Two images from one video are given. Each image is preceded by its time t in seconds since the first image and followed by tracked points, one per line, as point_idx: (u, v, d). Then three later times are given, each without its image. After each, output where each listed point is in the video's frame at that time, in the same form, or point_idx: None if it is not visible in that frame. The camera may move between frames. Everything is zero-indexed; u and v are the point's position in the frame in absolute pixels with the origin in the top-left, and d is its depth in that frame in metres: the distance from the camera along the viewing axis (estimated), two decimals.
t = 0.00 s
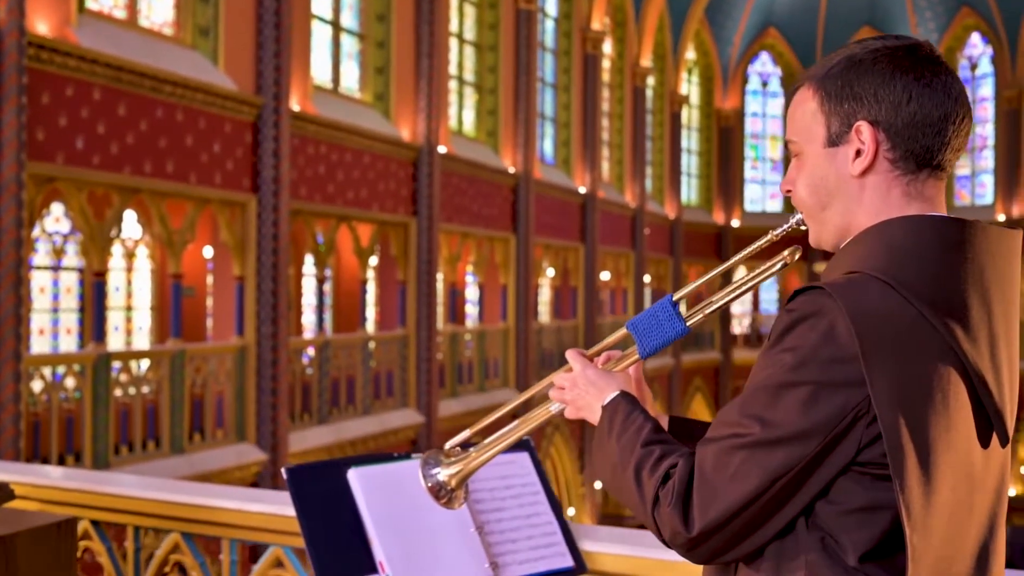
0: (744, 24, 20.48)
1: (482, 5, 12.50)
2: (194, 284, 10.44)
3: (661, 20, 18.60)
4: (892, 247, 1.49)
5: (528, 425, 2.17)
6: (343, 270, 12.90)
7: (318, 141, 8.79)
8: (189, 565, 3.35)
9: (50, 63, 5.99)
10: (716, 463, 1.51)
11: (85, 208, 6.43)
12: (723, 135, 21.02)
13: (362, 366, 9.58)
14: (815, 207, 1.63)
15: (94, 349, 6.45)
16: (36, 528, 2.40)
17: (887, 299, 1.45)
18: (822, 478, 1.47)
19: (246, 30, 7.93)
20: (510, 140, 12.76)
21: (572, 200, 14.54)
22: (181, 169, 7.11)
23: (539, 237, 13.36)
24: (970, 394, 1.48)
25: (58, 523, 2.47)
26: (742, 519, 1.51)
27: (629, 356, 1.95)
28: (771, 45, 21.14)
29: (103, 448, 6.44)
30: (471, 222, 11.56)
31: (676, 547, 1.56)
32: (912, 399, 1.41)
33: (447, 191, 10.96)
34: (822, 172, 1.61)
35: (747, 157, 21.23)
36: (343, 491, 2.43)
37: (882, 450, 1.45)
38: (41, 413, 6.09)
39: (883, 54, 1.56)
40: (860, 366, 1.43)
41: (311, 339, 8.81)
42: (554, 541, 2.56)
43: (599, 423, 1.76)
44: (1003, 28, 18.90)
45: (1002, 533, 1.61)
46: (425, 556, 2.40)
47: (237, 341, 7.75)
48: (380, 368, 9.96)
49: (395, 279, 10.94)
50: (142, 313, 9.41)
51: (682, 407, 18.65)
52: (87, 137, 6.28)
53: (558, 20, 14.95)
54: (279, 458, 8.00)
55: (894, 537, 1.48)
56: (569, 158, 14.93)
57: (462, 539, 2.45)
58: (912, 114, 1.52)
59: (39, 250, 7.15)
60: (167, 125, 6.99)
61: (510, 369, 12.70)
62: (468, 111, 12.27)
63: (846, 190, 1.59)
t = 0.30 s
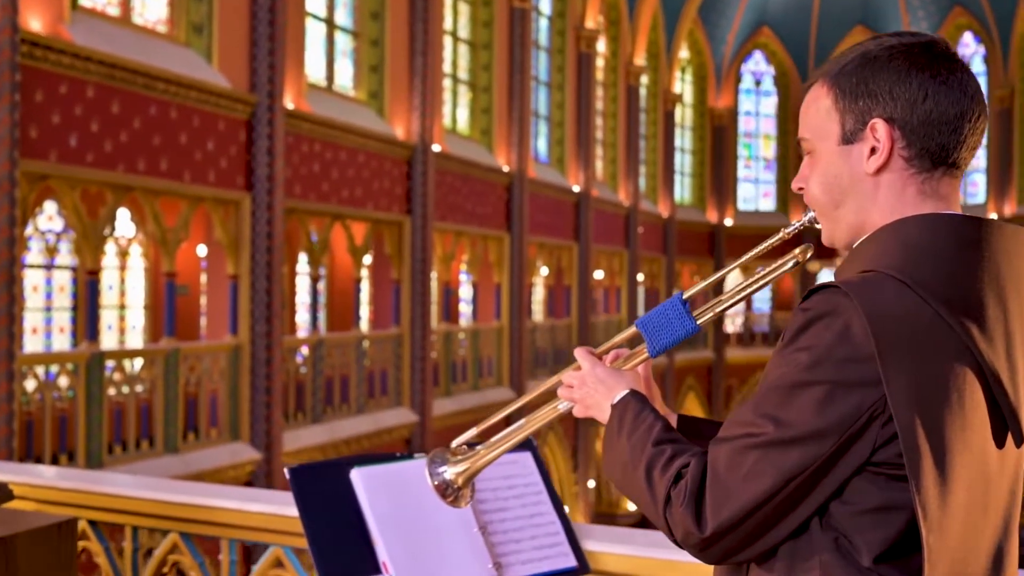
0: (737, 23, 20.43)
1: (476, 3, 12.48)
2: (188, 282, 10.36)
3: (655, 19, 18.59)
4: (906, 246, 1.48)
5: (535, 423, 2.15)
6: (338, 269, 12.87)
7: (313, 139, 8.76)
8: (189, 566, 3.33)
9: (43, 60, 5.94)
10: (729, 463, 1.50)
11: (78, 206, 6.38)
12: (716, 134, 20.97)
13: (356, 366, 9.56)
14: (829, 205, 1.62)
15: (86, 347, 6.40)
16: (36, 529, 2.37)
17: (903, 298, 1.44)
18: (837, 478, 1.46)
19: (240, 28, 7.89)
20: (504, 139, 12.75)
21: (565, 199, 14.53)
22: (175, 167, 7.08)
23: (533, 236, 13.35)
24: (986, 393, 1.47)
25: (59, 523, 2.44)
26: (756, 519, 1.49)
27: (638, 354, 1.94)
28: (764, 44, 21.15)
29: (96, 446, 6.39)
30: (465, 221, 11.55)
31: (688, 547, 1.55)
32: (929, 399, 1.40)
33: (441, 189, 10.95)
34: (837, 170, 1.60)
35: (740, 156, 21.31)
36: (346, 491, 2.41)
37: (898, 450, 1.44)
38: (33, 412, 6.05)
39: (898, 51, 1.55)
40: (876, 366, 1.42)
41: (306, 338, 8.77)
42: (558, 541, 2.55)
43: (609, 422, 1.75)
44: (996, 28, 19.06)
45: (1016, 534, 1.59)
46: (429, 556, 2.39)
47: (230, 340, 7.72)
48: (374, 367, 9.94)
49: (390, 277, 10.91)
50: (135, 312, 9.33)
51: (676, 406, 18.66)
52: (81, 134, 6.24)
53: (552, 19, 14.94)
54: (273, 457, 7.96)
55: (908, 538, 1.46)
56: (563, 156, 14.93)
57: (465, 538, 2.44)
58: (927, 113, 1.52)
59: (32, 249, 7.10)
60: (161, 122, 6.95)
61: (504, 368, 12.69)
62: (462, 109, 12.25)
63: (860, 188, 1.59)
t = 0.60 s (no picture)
0: (729, 22, 20.41)
1: (469, 2, 12.44)
2: (181, 280, 10.29)
3: (647, 17, 18.58)
4: (921, 244, 1.47)
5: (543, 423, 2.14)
6: (330, 268, 12.83)
7: (305, 137, 8.73)
8: (186, 566, 3.30)
9: (34, 57, 5.89)
10: (744, 463, 1.49)
11: (70, 204, 6.32)
12: (708, 132, 20.96)
13: (348, 365, 9.53)
14: (842, 203, 1.61)
15: (78, 346, 6.36)
16: (35, 530, 2.35)
17: (919, 297, 1.43)
18: (852, 477, 1.45)
19: (232, 26, 7.85)
20: (496, 137, 12.73)
21: (558, 197, 14.51)
22: (167, 164, 7.04)
23: (526, 234, 13.34)
24: (1002, 394, 1.46)
25: (58, 525, 2.42)
26: (770, 519, 1.48)
27: (647, 353, 1.94)
28: (756, 43, 21.17)
29: (89, 446, 6.35)
30: (458, 220, 11.53)
31: (702, 547, 1.53)
32: (945, 399, 1.39)
33: (435, 187, 10.94)
34: (849, 167, 1.58)
35: (732, 155, 21.34)
36: (348, 491, 2.39)
37: (914, 449, 1.43)
38: (25, 411, 6.01)
39: (912, 48, 1.54)
40: (893, 364, 1.41)
41: (298, 336, 8.73)
42: (560, 541, 2.54)
43: (619, 422, 1.74)
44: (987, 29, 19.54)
45: None
46: (432, 557, 2.38)
47: (223, 338, 7.68)
48: (367, 366, 9.92)
49: (383, 276, 10.88)
50: (126, 311, 9.26)
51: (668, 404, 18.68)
52: (72, 132, 6.20)
53: (544, 17, 14.91)
54: (265, 456, 7.94)
55: (924, 538, 1.45)
56: (555, 155, 14.91)
57: (468, 538, 2.42)
58: (942, 109, 1.51)
59: (22, 247, 7.04)
60: (153, 120, 6.92)
61: (497, 366, 12.67)
62: (454, 107, 12.22)
63: (874, 185, 1.57)
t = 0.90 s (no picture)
0: (721, 20, 20.41)
1: None
2: (172, 278, 10.22)
3: (639, 16, 18.57)
4: (936, 242, 1.47)
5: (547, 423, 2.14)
6: (322, 265, 12.77)
7: (297, 134, 8.69)
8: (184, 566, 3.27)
9: (25, 53, 5.84)
10: (757, 462, 1.48)
11: (61, 202, 6.28)
12: (699, 130, 20.96)
13: (341, 363, 9.51)
14: (854, 201, 1.60)
15: (69, 345, 6.31)
16: (34, 530, 2.33)
17: (935, 295, 1.42)
18: (868, 477, 1.44)
19: (224, 22, 7.81)
20: (488, 135, 12.70)
21: (550, 195, 14.49)
22: (159, 162, 7.00)
23: (518, 232, 13.32)
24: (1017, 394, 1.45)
25: (57, 525, 2.39)
26: (783, 519, 1.47)
27: (656, 351, 1.93)
28: (747, 41, 21.18)
29: (80, 445, 6.30)
30: (451, 218, 11.50)
31: (714, 548, 1.52)
32: (962, 397, 1.39)
33: (427, 185, 10.91)
34: (862, 165, 1.57)
35: (723, 153, 21.36)
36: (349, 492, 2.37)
37: (930, 448, 1.42)
38: (16, 410, 5.97)
39: (925, 45, 1.53)
40: (909, 363, 1.40)
41: (290, 335, 8.69)
42: (562, 540, 2.52)
43: (628, 421, 1.73)
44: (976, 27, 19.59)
45: None
46: (435, 558, 2.36)
47: (215, 337, 7.64)
48: (360, 364, 9.88)
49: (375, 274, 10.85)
50: (118, 308, 9.20)
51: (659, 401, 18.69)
52: (63, 129, 6.15)
53: (536, 15, 14.87)
54: (258, 455, 7.91)
55: (938, 537, 1.44)
56: (548, 153, 14.90)
57: (469, 541, 2.40)
58: (956, 106, 1.50)
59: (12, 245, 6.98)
60: (144, 117, 6.87)
61: (489, 364, 12.66)
62: (447, 105, 12.19)
63: (887, 183, 1.56)
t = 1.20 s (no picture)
0: (712, 19, 20.41)
1: None
2: (164, 277, 10.17)
3: (631, 15, 18.56)
4: (948, 240, 1.46)
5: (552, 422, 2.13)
6: (314, 263, 12.74)
7: (289, 132, 8.66)
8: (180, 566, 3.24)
9: (16, 50, 5.80)
10: (768, 462, 1.47)
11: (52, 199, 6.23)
12: (691, 129, 21.00)
13: (333, 361, 9.48)
14: (864, 198, 1.59)
15: (61, 343, 6.27)
16: (32, 532, 2.30)
17: (948, 294, 1.41)
18: (879, 476, 1.43)
19: (216, 19, 7.77)
20: (481, 133, 12.67)
21: (542, 193, 14.47)
22: (151, 160, 6.96)
23: (510, 231, 13.31)
24: None
25: (54, 527, 2.37)
26: (795, 519, 1.46)
27: (661, 350, 1.92)
28: (739, 40, 21.20)
29: (72, 444, 6.26)
30: (443, 216, 11.48)
31: (725, 548, 1.51)
32: (975, 396, 1.38)
33: (419, 183, 10.89)
34: (872, 162, 1.56)
35: (715, 151, 21.39)
36: (350, 491, 2.35)
37: (943, 448, 1.41)
38: (7, 409, 5.92)
39: (936, 41, 1.52)
40: (922, 362, 1.39)
41: (283, 333, 8.66)
42: (564, 539, 2.51)
43: (635, 421, 1.71)
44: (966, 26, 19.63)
45: None
46: (436, 556, 2.34)
47: (207, 335, 7.60)
48: (352, 362, 9.86)
49: (368, 272, 10.82)
50: (109, 307, 9.15)
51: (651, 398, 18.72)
52: (54, 126, 6.11)
53: (528, 13, 14.84)
54: (250, 453, 7.88)
55: (950, 538, 1.44)
56: (540, 152, 14.89)
57: (471, 541, 2.38)
58: (968, 103, 1.49)
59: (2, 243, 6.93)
60: (136, 115, 6.83)
61: (481, 362, 12.64)
62: (439, 103, 12.16)
63: (897, 180, 1.55)
